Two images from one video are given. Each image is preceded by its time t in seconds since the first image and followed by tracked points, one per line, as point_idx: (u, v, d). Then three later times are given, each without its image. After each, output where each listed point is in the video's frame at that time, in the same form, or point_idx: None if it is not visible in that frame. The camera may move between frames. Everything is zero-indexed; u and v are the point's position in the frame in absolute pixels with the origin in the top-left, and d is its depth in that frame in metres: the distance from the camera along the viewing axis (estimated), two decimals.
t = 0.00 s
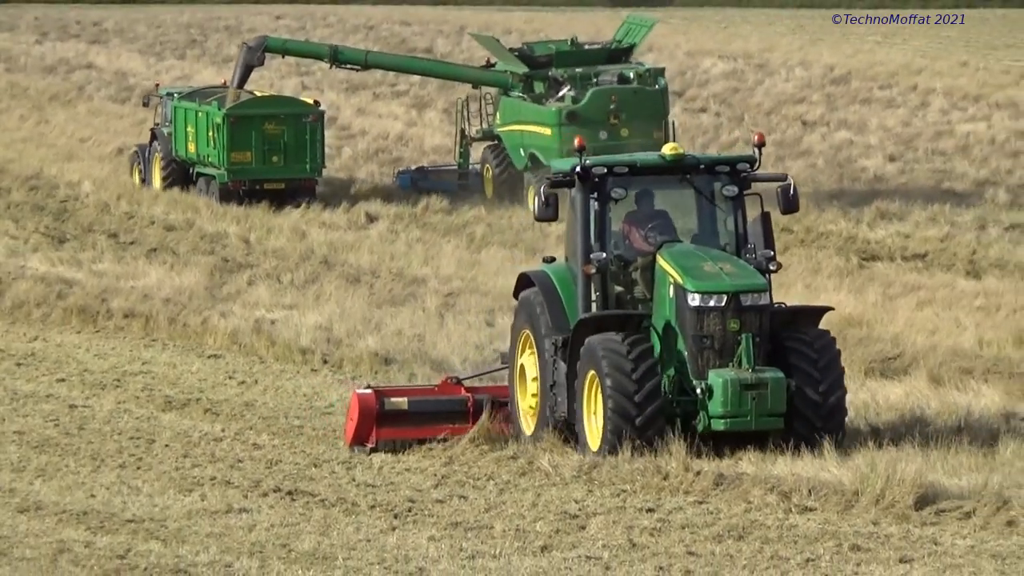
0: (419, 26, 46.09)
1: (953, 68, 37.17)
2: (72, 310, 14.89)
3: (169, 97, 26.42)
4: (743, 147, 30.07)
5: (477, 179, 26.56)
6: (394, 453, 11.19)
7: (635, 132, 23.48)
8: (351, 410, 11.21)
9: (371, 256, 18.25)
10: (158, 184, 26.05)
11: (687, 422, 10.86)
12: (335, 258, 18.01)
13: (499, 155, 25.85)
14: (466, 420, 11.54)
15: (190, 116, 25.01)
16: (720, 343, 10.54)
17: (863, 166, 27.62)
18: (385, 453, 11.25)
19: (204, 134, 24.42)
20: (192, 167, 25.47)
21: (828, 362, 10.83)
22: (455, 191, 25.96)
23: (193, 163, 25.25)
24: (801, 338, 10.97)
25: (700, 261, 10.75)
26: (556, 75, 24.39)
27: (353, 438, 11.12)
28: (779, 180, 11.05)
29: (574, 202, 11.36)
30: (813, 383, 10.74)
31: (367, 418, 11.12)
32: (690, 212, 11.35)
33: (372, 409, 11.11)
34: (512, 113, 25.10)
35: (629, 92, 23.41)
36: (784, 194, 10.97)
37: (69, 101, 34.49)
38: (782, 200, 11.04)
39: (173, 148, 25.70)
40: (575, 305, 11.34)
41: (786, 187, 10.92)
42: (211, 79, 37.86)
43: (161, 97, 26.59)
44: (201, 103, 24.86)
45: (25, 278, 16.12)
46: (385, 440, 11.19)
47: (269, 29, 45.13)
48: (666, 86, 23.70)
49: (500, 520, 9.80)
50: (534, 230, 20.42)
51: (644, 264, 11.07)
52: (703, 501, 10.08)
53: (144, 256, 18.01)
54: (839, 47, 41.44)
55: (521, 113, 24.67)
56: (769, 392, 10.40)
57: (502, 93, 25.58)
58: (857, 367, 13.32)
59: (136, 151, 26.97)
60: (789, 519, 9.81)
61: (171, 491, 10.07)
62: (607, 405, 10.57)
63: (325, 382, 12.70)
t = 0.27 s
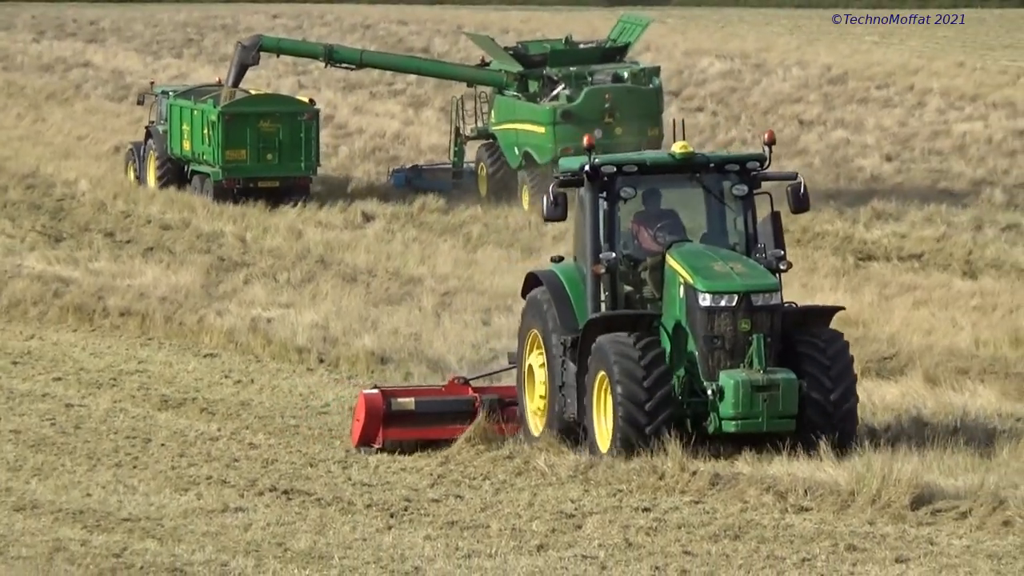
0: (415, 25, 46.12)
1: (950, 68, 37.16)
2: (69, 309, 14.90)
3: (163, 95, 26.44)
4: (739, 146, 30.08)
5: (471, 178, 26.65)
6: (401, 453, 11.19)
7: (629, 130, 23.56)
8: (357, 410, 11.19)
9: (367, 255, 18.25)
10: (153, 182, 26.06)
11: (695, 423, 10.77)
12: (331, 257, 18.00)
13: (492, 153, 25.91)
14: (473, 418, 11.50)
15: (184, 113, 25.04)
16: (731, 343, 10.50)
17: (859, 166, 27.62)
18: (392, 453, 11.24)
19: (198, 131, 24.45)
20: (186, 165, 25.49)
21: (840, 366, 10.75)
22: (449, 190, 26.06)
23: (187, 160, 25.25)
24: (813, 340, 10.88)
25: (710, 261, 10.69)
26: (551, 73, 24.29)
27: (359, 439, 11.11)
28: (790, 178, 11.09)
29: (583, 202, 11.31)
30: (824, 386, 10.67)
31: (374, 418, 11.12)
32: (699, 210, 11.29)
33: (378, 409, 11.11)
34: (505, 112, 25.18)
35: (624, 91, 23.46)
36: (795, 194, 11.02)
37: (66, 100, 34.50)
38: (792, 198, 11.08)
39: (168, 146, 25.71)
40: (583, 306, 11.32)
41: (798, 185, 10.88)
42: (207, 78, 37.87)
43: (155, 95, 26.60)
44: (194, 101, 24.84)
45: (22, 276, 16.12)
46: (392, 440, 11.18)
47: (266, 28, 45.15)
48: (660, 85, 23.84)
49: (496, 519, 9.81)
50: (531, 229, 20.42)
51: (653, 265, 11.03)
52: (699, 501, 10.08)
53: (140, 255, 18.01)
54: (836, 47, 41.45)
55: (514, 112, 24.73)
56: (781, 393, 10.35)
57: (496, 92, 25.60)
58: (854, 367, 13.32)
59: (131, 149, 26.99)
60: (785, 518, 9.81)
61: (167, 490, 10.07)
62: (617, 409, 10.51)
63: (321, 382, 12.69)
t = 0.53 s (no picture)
0: (404, 26, 46.16)
1: (937, 70, 37.20)
2: (56, 310, 14.90)
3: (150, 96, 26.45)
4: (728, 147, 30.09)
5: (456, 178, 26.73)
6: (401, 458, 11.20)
7: (615, 131, 23.58)
8: (356, 414, 11.19)
9: (355, 256, 18.25)
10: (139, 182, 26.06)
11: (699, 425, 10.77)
12: (319, 258, 18.00)
13: (478, 154, 25.96)
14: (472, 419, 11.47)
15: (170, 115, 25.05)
16: (735, 346, 10.49)
17: (848, 167, 27.64)
18: (392, 457, 11.25)
19: (184, 132, 24.47)
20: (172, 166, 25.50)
21: (845, 370, 10.77)
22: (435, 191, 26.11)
23: (172, 162, 25.29)
24: (818, 343, 10.90)
25: (714, 264, 10.69)
26: (535, 75, 24.44)
27: (359, 443, 11.11)
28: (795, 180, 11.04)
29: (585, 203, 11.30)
30: (830, 388, 10.70)
31: (374, 422, 11.12)
32: (703, 212, 11.31)
33: (377, 413, 11.11)
34: (491, 113, 25.27)
35: (608, 93, 23.45)
36: (800, 194, 10.97)
37: (55, 101, 34.50)
38: (797, 200, 11.02)
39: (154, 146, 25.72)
40: (586, 309, 11.28)
41: (802, 187, 10.89)
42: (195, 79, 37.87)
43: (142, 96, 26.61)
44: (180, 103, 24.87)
45: (10, 278, 16.11)
46: (392, 444, 11.19)
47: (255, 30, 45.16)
48: (644, 87, 23.82)
49: (483, 521, 9.82)
50: (518, 231, 20.43)
51: (656, 267, 11.04)
52: (686, 502, 10.08)
53: (128, 256, 18.00)
54: (825, 49, 41.49)
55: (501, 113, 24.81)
56: (786, 396, 10.34)
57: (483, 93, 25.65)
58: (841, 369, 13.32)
59: (117, 149, 27.00)
60: (773, 520, 9.81)
61: (154, 491, 10.07)
62: (621, 411, 10.50)
63: (309, 383, 12.70)
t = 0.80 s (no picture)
0: (393, 28, 46.20)
1: (926, 71, 37.25)
2: (46, 312, 14.90)
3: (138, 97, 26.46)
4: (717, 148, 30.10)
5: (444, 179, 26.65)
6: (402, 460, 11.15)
7: (601, 131, 23.59)
8: (360, 416, 11.16)
9: (345, 257, 18.24)
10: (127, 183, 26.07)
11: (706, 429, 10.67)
12: (309, 259, 17.99)
13: (465, 155, 25.96)
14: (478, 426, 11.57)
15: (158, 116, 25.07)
16: (742, 348, 10.46)
17: (837, 168, 27.66)
18: (393, 460, 11.20)
19: (171, 134, 24.49)
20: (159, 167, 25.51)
21: (853, 374, 10.73)
22: (423, 191, 26.12)
23: (160, 163, 25.31)
24: (825, 347, 10.86)
25: (721, 265, 10.64)
26: (523, 75, 24.51)
27: (362, 446, 11.08)
28: (802, 180, 11.04)
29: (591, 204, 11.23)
30: (837, 390, 10.65)
31: (377, 423, 11.10)
32: (709, 213, 11.24)
33: (382, 414, 11.10)
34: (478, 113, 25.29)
35: (595, 93, 23.53)
36: (807, 195, 10.96)
37: (44, 102, 34.51)
38: (804, 201, 11.00)
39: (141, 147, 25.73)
40: (592, 310, 11.21)
41: (809, 188, 10.84)
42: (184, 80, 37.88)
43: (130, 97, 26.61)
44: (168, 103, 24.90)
45: None
46: (395, 447, 11.15)
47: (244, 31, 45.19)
48: (631, 87, 23.86)
49: (473, 522, 9.82)
50: (508, 232, 20.44)
51: (662, 268, 10.94)
52: (676, 503, 10.08)
53: (118, 257, 17.99)
54: (814, 50, 41.52)
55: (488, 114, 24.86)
56: (793, 399, 10.33)
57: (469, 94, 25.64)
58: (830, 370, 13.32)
59: (105, 150, 27.02)
60: (762, 521, 9.81)
61: (143, 492, 10.07)
62: (627, 413, 10.43)
63: (299, 384, 12.70)
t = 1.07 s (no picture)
0: (381, 27, 46.23)
1: (915, 70, 37.26)
2: (34, 311, 14.90)
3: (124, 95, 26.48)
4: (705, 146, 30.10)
5: (430, 177, 26.64)
6: (406, 462, 11.11)
7: (587, 130, 23.62)
8: (361, 417, 11.15)
9: (334, 256, 18.23)
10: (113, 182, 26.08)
11: (710, 429, 10.67)
12: (297, 258, 17.98)
13: (450, 153, 25.94)
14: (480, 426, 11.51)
15: (144, 114, 25.09)
16: (746, 347, 10.43)
17: (826, 167, 27.66)
18: (395, 461, 11.18)
19: (158, 132, 24.52)
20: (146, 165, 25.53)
21: (858, 373, 10.72)
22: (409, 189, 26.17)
23: (147, 160, 25.30)
24: (830, 346, 10.86)
25: (726, 263, 10.62)
26: (509, 74, 24.54)
27: (362, 447, 11.05)
28: (807, 179, 10.98)
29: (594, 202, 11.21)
30: (842, 390, 10.66)
31: (378, 424, 11.08)
32: (713, 211, 11.21)
33: (382, 416, 11.07)
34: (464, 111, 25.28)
35: (581, 91, 23.60)
36: (812, 194, 10.93)
37: (32, 102, 34.50)
38: (809, 200, 10.98)
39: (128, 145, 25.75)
40: (594, 310, 11.22)
41: (814, 186, 10.83)
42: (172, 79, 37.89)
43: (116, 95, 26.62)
44: (154, 101, 24.93)
45: None
46: (396, 448, 11.11)
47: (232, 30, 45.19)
48: (617, 85, 23.94)
49: (461, 521, 9.82)
50: (497, 230, 20.43)
51: (666, 267, 10.93)
52: (664, 502, 10.08)
53: (106, 256, 17.98)
54: (803, 49, 41.52)
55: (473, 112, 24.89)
56: (798, 399, 10.32)
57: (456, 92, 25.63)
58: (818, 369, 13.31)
59: (91, 149, 27.03)
60: (750, 520, 9.82)
61: (132, 491, 10.07)
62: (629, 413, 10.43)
63: (287, 383, 12.70)
